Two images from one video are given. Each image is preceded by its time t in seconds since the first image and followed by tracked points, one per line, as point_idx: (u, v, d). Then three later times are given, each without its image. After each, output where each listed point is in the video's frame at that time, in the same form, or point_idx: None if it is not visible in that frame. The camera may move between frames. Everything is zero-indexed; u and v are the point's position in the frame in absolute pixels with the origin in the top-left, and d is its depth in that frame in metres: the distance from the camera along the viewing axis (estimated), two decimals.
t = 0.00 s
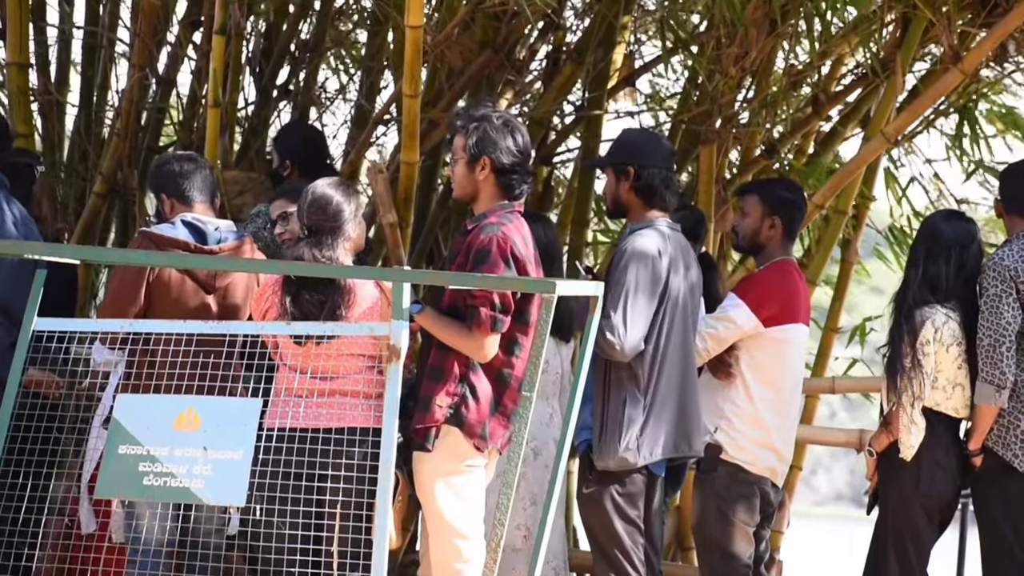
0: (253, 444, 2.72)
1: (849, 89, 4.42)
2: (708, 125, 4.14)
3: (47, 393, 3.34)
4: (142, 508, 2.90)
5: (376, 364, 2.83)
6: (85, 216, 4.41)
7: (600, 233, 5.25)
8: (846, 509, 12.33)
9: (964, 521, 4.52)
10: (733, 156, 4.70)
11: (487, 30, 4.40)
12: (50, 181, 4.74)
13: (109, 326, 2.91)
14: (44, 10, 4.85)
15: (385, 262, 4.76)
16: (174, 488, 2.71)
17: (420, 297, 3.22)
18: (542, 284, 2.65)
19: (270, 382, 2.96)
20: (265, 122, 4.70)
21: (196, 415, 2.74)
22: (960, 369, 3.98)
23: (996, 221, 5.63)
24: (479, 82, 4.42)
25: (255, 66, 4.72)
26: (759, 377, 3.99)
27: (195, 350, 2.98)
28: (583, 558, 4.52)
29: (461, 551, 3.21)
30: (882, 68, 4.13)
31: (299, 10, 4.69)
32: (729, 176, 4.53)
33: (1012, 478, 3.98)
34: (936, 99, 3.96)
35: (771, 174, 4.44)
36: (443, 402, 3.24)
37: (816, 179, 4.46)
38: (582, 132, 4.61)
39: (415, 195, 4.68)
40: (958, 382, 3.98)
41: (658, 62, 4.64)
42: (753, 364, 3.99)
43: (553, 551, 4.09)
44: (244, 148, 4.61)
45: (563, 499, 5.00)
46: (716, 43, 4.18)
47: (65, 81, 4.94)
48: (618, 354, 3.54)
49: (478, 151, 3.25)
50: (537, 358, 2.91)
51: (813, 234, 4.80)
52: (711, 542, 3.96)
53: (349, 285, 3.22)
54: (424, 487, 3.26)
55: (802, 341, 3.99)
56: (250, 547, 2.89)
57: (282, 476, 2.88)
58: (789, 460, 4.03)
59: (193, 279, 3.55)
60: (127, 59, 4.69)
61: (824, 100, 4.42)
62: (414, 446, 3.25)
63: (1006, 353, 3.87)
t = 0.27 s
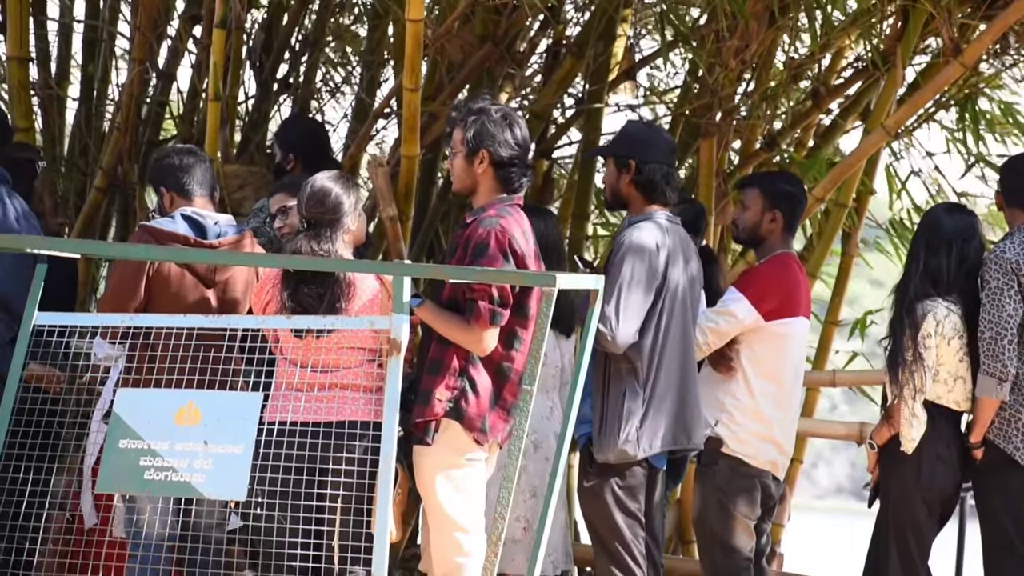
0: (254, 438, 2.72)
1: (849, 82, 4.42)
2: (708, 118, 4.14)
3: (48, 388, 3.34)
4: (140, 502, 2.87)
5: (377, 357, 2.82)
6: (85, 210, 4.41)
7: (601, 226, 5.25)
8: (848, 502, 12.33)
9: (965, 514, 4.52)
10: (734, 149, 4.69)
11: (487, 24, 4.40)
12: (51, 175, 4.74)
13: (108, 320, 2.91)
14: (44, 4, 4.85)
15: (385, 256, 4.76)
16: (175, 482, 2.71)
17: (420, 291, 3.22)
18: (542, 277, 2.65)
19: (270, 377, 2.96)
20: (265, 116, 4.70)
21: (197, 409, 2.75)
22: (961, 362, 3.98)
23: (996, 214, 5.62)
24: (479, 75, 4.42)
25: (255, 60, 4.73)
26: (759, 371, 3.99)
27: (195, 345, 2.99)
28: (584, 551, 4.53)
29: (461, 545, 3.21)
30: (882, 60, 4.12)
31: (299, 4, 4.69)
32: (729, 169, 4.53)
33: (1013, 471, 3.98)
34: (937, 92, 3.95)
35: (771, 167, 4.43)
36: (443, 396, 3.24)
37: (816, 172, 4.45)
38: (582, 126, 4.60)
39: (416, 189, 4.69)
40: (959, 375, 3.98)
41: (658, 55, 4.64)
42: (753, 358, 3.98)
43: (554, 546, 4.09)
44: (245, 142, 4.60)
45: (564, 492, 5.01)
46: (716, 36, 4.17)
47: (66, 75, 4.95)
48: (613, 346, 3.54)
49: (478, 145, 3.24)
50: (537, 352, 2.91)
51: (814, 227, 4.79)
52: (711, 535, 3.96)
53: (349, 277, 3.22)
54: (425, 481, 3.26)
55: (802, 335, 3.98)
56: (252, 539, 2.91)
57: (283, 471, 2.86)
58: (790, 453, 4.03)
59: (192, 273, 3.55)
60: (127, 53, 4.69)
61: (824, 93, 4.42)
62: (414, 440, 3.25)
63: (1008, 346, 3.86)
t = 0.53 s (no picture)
0: (250, 435, 2.72)
1: (844, 76, 4.41)
2: (703, 112, 4.13)
3: (44, 385, 3.34)
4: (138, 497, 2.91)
5: (372, 353, 2.84)
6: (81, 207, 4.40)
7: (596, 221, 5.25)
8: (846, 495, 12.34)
9: (962, 507, 4.52)
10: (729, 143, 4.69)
11: (482, 19, 4.39)
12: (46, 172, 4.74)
13: (105, 317, 2.91)
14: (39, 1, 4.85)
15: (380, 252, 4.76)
16: (172, 479, 2.71)
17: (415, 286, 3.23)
18: (537, 272, 2.65)
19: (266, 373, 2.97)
20: (260, 113, 4.69)
21: (193, 406, 2.75)
22: (958, 355, 3.97)
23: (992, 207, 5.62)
24: (474, 71, 4.41)
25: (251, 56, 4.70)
26: (756, 365, 3.99)
27: (191, 341, 2.98)
28: (580, 546, 4.53)
29: (459, 541, 3.22)
30: (877, 53, 4.11)
31: None
32: (725, 163, 4.52)
33: (1010, 464, 3.98)
34: (932, 85, 3.95)
35: (767, 161, 4.43)
36: (439, 392, 3.24)
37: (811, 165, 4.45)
38: (577, 121, 4.60)
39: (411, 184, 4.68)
40: (956, 367, 3.98)
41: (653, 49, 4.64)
42: (749, 352, 3.98)
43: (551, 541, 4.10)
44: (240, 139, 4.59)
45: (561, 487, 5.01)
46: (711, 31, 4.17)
47: (61, 73, 4.95)
48: (607, 340, 3.54)
49: (471, 140, 3.25)
50: (532, 348, 2.93)
51: (809, 221, 4.79)
52: (708, 529, 3.96)
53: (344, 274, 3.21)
54: (422, 477, 3.26)
55: (798, 329, 3.99)
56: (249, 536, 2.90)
57: (279, 467, 2.87)
58: (787, 447, 4.03)
59: (188, 269, 3.56)
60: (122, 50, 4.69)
61: (819, 86, 4.41)
62: (411, 436, 3.25)
63: (1005, 339, 3.86)
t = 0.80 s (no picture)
0: (247, 428, 2.73)
1: (840, 70, 4.40)
2: (700, 106, 4.13)
3: (40, 379, 3.34)
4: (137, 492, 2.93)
5: (369, 347, 2.83)
6: (77, 201, 4.39)
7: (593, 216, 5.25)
8: (844, 490, 12.34)
9: (959, 501, 4.52)
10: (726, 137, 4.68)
11: (478, 12, 4.37)
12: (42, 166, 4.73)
13: (102, 311, 2.91)
14: None
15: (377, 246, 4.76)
16: (168, 472, 2.71)
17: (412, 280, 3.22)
18: (534, 266, 2.64)
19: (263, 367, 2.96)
20: (257, 107, 4.68)
21: (190, 399, 2.75)
22: (955, 350, 3.97)
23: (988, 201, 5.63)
24: (470, 65, 4.40)
25: (247, 50, 4.66)
26: (753, 359, 3.99)
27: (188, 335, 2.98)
28: (577, 540, 4.53)
29: (456, 534, 3.21)
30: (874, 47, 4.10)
31: None
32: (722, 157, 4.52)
33: (1008, 458, 3.98)
34: (928, 79, 3.94)
35: (763, 155, 4.43)
36: (437, 386, 3.23)
37: (808, 159, 4.45)
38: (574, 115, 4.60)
39: (408, 178, 4.68)
40: (954, 362, 3.98)
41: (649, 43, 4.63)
42: (745, 346, 3.98)
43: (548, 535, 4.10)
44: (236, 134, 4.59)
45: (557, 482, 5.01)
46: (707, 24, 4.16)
47: (58, 67, 4.94)
48: (594, 332, 3.55)
49: (466, 134, 3.25)
50: (530, 341, 2.93)
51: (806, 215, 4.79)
52: (705, 523, 3.96)
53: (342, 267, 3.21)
54: (419, 471, 3.25)
55: (795, 323, 3.99)
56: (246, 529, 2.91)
57: (276, 461, 2.87)
58: (784, 441, 4.04)
59: (184, 263, 3.55)
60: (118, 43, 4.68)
61: (817, 80, 4.41)
62: (408, 431, 3.25)
63: (1003, 333, 3.86)
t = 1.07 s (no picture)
0: (242, 423, 2.73)
1: (837, 67, 4.41)
2: (696, 102, 4.13)
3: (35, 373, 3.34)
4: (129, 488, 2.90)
5: (364, 342, 2.83)
6: (73, 195, 4.39)
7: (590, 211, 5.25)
8: (840, 486, 12.35)
9: (953, 497, 4.53)
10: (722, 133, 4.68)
11: (475, 8, 4.39)
12: (38, 160, 4.72)
13: (97, 304, 2.90)
14: None
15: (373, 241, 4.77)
16: (164, 466, 2.71)
17: (407, 275, 3.23)
18: (530, 262, 2.65)
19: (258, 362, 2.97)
20: (254, 102, 4.67)
21: (185, 393, 2.75)
22: (951, 346, 3.98)
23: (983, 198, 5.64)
24: (466, 60, 4.40)
25: (244, 44, 4.64)
26: (748, 355, 3.99)
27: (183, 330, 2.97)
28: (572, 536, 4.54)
29: (451, 529, 3.22)
30: (870, 44, 4.10)
31: None
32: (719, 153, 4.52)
33: (1003, 454, 3.99)
34: (925, 75, 3.95)
35: (759, 151, 4.43)
36: (431, 381, 3.23)
37: (804, 156, 4.45)
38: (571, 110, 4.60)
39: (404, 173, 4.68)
40: (949, 358, 3.98)
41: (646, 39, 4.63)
42: (740, 342, 3.98)
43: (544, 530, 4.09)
44: (232, 126, 4.54)
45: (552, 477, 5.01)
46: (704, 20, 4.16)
47: (54, 61, 4.93)
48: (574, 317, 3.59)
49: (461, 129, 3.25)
50: (525, 338, 2.90)
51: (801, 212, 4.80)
52: (700, 518, 3.97)
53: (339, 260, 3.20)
54: (414, 466, 3.25)
55: (791, 318, 3.99)
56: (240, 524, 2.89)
57: (271, 455, 2.85)
58: (779, 436, 4.04)
59: (180, 257, 3.55)
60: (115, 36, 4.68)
61: (813, 77, 4.41)
62: (403, 425, 3.25)
63: (1001, 329, 3.87)
